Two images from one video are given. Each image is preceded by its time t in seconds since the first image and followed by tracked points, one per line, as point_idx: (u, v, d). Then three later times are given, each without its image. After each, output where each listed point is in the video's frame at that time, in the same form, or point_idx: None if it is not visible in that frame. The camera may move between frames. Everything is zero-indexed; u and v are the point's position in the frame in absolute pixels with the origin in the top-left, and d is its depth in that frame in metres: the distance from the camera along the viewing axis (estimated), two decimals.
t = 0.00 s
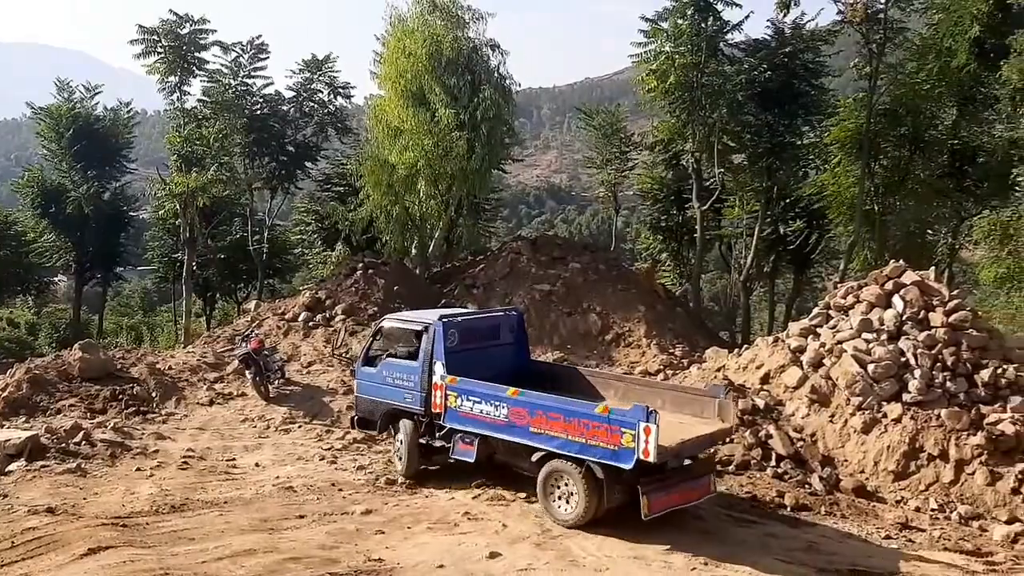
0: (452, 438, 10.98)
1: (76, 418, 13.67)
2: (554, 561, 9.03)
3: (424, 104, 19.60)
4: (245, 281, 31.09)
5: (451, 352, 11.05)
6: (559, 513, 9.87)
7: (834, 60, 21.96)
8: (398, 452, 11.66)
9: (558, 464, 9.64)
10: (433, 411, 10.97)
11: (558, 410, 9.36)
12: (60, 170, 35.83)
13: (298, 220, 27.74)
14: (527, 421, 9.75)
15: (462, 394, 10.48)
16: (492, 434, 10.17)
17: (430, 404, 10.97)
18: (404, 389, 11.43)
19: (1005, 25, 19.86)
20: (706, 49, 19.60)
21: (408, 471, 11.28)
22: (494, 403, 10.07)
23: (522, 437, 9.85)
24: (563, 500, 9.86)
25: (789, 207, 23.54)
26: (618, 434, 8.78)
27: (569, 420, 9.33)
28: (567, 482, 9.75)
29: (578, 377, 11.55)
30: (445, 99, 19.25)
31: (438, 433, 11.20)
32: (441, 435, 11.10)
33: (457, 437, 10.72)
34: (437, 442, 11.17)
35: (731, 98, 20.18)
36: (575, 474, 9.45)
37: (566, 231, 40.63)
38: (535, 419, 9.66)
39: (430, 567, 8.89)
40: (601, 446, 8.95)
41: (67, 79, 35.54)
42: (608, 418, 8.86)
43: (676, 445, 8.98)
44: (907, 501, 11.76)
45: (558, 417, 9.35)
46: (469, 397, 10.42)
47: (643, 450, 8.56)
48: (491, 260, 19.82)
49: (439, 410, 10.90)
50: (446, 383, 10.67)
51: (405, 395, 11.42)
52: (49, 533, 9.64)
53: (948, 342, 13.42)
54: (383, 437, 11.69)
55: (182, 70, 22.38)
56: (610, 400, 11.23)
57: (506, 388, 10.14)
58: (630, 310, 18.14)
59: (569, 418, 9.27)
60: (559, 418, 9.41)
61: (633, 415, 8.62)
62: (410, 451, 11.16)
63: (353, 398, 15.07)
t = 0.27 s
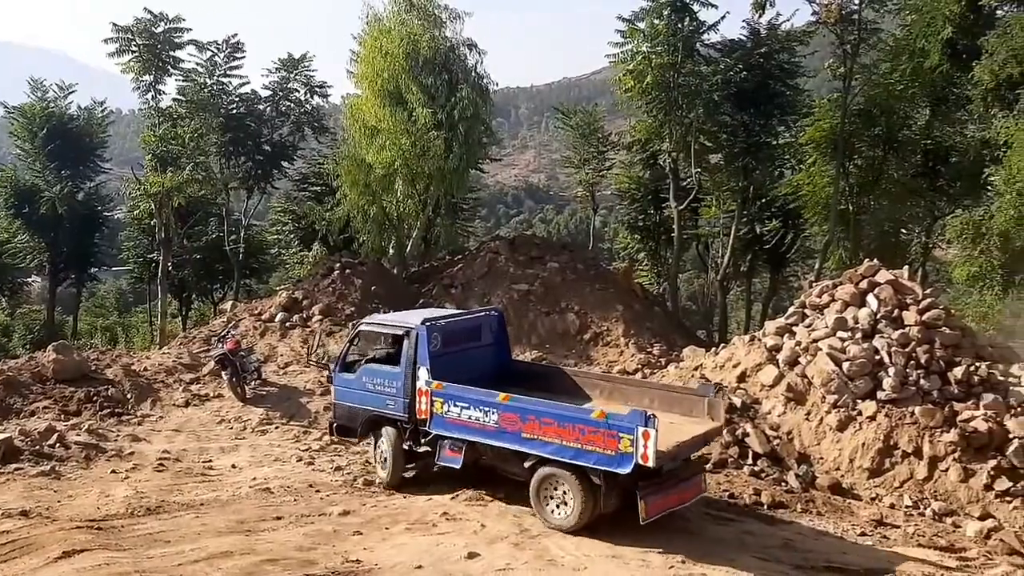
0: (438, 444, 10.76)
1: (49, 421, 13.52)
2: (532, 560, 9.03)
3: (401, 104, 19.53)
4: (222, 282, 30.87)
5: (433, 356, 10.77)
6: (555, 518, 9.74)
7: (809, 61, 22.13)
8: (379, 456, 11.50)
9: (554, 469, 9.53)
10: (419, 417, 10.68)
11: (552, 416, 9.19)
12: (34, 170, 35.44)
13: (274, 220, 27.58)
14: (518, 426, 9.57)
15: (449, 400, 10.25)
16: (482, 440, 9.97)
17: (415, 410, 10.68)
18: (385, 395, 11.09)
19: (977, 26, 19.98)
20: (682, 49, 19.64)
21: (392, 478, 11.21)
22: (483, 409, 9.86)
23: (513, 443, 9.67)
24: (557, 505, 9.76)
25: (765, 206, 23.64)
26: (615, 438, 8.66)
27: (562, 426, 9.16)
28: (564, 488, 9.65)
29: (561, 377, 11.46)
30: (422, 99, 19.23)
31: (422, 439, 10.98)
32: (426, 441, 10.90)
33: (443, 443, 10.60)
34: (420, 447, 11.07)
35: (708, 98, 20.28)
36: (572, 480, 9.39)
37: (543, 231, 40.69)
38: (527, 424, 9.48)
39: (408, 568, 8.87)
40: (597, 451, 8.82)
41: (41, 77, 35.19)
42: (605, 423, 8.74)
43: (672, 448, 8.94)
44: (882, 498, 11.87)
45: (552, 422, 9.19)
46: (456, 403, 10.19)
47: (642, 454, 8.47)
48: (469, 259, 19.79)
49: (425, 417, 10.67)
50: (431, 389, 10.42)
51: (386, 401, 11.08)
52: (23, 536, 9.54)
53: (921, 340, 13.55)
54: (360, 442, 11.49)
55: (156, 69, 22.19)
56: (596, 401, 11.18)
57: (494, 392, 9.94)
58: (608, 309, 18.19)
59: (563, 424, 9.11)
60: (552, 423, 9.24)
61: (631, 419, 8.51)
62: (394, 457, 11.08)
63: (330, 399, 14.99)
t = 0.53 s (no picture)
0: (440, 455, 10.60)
1: (38, 424, 13.45)
2: (524, 562, 9.03)
3: (392, 106, 19.51)
4: (212, 285, 30.77)
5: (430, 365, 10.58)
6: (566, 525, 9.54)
7: (798, 63, 22.22)
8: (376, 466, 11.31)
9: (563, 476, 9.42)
10: (420, 429, 10.47)
11: (561, 423, 9.06)
12: (22, 173, 35.30)
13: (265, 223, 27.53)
14: (525, 435, 9.41)
15: (450, 410, 10.04)
16: (487, 450, 9.78)
17: (415, 422, 10.46)
18: (383, 408, 10.83)
19: (966, 28, 20.60)
20: (672, 51, 19.65)
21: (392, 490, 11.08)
22: (487, 419, 9.68)
23: (520, 453, 9.51)
24: (565, 511, 9.59)
25: (755, 207, 23.68)
26: (629, 444, 8.58)
27: (572, 433, 9.04)
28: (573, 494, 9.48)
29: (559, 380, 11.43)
30: (413, 101, 19.21)
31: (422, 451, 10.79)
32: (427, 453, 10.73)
33: (444, 453, 10.45)
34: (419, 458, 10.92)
35: (698, 100, 20.33)
36: (584, 488, 9.21)
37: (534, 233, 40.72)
38: (534, 433, 9.33)
39: (400, 571, 8.86)
40: (610, 457, 8.73)
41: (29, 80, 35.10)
42: (618, 428, 8.65)
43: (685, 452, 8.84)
44: (872, 498, 11.91)
45: (561, 430, 9.05)
46: (458, 413, 9.99)
47: (658, 458, 8.40)
48: (460, 261, 19.78)
49: (425, 428, 10.43)
50: (432, 400, 10.21)
51: (384, 414, 10.83)
52: (12, 541, 9.49)
53: (911, 340, 13.61)
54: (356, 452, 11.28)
55: (146, 71, 22.12)
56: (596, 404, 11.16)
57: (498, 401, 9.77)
58: (599, 311, 18.21)
59: (573, 431, 8.99)
60: (560, 431, 9.11)
61: (645, 424, 8.43)
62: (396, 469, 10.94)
63: (321, 401, 14.95)
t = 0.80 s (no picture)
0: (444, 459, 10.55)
1: (29, 428, 13.39)
2: (517, 563, 9.04)
3: (382, 107, 19.48)
4: (202, 286, 30.67)
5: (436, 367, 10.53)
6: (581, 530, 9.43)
7: (788, 63, 22.26)
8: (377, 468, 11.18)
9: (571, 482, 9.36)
10: (425, 433, 10.40)
11: (574, 429, 9.02)
12: (10, 175, 35.14)
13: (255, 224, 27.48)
14: (536, 440, 9.37)
15: (458, 414, 9.97)
16: (497, 455, 9.73)
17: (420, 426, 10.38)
18: (386, 411, 10.73)
19: (954, 28, 20.64)
20: (663, 51, 19.62)
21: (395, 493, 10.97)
22: (497, 424, 9.62)
23: (530, 458, 9.46)
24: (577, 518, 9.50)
25: (746, 207, 23.71)
26: (644, 450, 8.56)
27: (585, 439, 9.00)
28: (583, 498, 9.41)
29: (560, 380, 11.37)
30: (404, 102, 19.20)
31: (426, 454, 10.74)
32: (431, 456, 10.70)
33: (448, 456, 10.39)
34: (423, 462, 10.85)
35: (688, 101, 20.37)
36: (599, 494, 9.16)
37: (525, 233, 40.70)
38: (545, 438, 9.28)
39: (393, 572, 8.86)
40: (625, 463, 8.71)
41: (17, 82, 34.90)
42: (632, 435, 8.62)
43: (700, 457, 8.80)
44: (863, 497, 11.96)
45: (574, 436, 9.01)
46: (466, 417, 9.93)
47: (675, 465, 8.39)
48: (452, 262, 19.78)
49: (431, 432, 10.35)
50: (438, 404, 10.13)
51: (388, 417, 10.73)
52: (3, 545, 9.45)
53: (901, 339, 13.67)
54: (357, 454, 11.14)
55: (135, 72, 22.04)
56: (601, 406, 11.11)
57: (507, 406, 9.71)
58: (591, 311, 18.24)
59: (587, 437, 8.95)
60: (573, 437, 9.07)
61: (661, 430, 8.41)
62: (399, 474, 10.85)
63: (313, 403, 14.93)
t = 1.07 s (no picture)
0: (452, 463, 10.39)
1: (17, 434, 13.32)
2: (508, 566, 9.04)
3: (371, 111, 19.49)
4: (191, 292, 30.56)
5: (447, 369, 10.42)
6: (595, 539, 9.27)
7: (775, 67, 22.39)
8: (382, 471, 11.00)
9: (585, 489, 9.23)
10: (435, 435, 10.24)
11: (591, 434, 8.90)
12: None
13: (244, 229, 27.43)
14: (551, 444, 9.24)
15: (471, 417, 9.83)
16: (510, 459, 9.59)
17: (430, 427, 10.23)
18: (396, 412, 10.58)
19: (939, 31, 20.78)
20: (651, 56, 19.73)
21: (400, 498, 10.79)
22: (512, 427, 9.49)
23: (544, 462, 9.32)
24: (590, 524, 9.36)
25: (735, 210, 23.81)
26: (664, 457, 8.44)
27: (602, 444, 8.88)
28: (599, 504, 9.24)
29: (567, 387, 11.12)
30: (393, 106, 19.22)
31: (432, 459, 10.56)
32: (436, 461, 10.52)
33: (457, 460, 10.22)
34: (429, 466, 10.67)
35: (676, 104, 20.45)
36: (612, 500, 9.03)
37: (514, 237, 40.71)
38: (561, 443, 9.15)
39: None
40: (642, 469, 8.59)
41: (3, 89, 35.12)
42: (652, 440, 8.50)
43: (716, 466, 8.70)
44: (853, 497, 12.01)
45: (591, 440, 8.89)
46: (479, 420, 9.78)
47: (694, 472, 8.27)
48: (441, 266, 19.78)
49: (441, 435, 10.19)
50: (450, 406, 10.00)
51: (397, 418, 10.58)
52: None
53: (890, 341, 13.75)
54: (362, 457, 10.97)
55: (122, 77, 22.00)
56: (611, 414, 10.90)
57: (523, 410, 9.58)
58: (581, 314, 18.27)
59: (604, 442, 8.82)
60: (590, 441, 8.94)
61: (682, 437, 8.29)
62: (404, 478, 10.66)
63: (303, 408, 14.91)
